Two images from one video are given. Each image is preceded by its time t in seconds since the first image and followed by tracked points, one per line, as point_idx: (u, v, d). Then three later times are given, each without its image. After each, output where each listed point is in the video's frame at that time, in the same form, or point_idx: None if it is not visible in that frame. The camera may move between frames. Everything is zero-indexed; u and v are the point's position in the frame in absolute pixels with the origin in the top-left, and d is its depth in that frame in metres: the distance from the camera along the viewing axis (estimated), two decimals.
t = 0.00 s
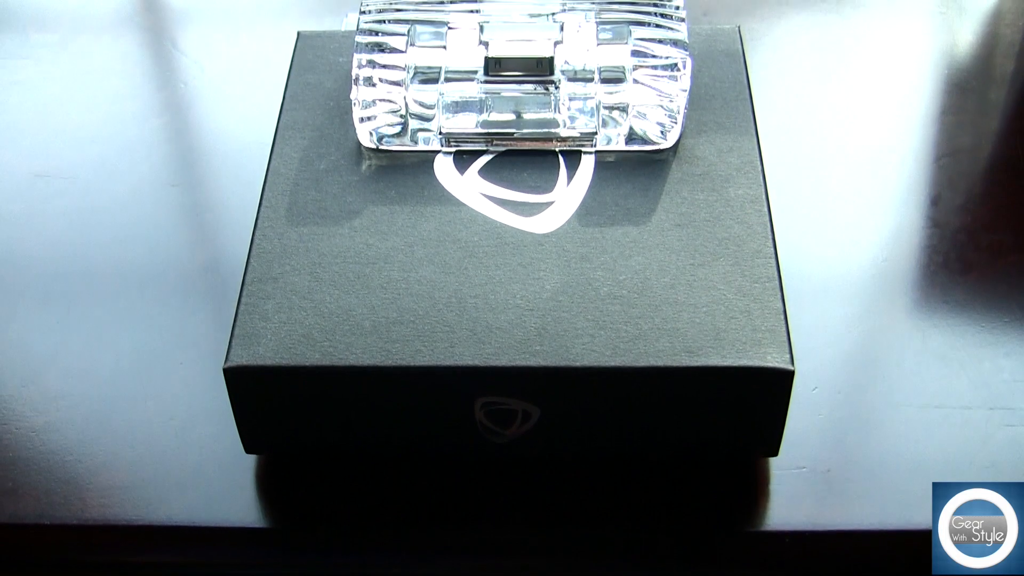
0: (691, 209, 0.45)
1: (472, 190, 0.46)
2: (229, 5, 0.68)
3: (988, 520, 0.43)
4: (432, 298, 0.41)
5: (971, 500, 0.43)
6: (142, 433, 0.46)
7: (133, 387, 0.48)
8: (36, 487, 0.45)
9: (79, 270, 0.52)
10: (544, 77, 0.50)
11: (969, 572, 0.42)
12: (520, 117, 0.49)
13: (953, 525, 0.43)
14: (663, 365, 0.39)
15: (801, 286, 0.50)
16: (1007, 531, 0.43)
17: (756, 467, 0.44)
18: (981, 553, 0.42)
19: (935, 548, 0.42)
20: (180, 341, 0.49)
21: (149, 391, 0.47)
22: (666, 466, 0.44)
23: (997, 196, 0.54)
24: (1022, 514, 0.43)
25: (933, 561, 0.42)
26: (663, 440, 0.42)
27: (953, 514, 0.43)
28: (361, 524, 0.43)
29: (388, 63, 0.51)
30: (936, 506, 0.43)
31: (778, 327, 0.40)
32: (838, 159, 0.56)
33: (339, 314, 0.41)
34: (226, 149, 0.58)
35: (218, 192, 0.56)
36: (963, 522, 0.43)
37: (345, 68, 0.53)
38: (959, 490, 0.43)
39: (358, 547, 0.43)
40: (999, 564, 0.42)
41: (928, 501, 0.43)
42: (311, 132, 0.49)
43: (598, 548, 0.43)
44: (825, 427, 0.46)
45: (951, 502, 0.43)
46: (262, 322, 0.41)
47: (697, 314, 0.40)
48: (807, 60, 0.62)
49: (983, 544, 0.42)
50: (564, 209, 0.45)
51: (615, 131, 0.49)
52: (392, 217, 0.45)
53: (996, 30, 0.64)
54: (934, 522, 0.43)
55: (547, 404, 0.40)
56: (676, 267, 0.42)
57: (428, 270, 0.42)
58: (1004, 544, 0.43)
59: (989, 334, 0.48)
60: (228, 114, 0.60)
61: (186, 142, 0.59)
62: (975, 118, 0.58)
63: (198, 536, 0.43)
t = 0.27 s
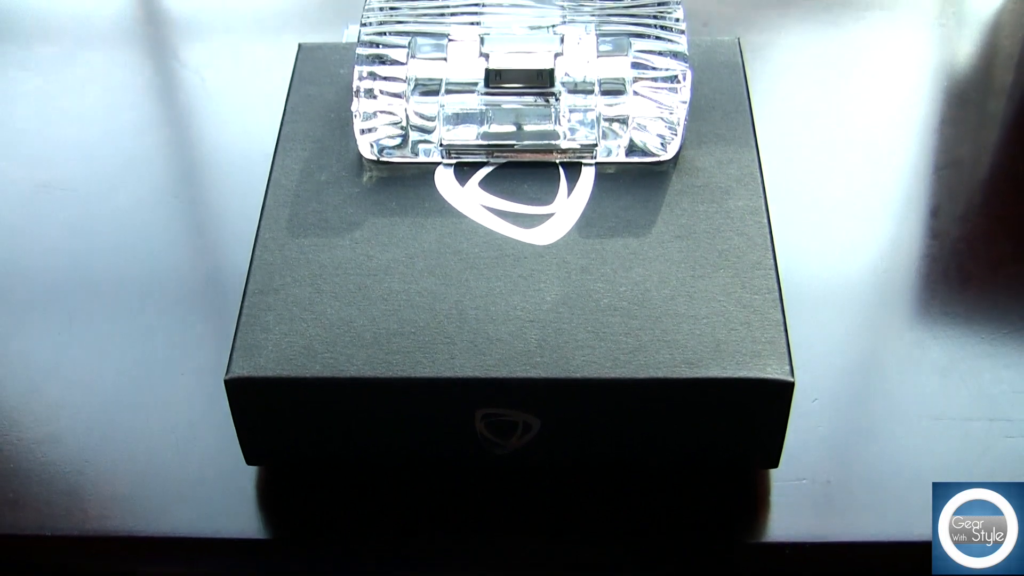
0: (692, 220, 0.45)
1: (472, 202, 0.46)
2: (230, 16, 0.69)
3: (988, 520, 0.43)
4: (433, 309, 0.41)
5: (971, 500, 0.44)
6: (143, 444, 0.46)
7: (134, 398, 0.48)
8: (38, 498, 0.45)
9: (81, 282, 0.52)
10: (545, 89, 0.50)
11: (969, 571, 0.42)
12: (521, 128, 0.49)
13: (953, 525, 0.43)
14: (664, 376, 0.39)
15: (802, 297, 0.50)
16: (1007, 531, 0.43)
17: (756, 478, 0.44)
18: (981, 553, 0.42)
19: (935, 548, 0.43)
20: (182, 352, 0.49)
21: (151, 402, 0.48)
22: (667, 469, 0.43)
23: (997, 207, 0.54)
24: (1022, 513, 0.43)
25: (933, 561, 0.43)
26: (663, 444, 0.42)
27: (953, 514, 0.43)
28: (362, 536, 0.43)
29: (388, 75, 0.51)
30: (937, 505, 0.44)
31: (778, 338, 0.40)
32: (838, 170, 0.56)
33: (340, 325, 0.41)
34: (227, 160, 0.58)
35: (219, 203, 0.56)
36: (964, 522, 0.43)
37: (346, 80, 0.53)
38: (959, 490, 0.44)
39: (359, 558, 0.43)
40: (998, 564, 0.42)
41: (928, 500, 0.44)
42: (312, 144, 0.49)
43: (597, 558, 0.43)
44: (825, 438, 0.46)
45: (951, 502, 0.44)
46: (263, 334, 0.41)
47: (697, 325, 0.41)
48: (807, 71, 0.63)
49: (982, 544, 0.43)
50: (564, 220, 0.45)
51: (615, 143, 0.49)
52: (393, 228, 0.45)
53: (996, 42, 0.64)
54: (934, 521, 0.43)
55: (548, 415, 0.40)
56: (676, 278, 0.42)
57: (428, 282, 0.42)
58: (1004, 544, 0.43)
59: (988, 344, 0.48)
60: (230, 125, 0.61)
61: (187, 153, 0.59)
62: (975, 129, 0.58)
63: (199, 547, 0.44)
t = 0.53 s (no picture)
0: (692, 233, 0.45)
1: (472, 215, 0.46)
2: (231, 28, 0.69)
3: (987, 521, 0.43)
4: (434, 322, 0.41)
5: (971, 500, 0.44)
6: (144, 455, 0.46)
7: (135, 410, 0.48)
8: (39, 509, 0.45)
9: (83, 294, 0.52)
10: (546, 102, 0.50)
11: (969, 572, 0.42)
12: (522, 141, 0.49)
13: (953, 526, 0.43)
14: (664, 389, 0.39)
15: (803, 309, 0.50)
16: (1007, 531, 0.43)
17: (758, 490, 0.45)
18: (981, 553, 0.42)
19: (935, 548, 0.43)
20: (183, 365, 0.49)
21: (152, 414, 0.48)
22: (666, 474, 0.43)
23: (997, 220, 0.54)
24: (1022, 513, 0.44)
25: (933, 561, 0.43)
26: (666, 445, 0.41)
27: (952, 513, 0.44)
28: (362, 546, 0.43)
29: (391, 88, 0.51)
30: (937, 505, 0.44)
31: (778, 352, 0.40)
32: (838, 183, 0.56)
33: (341, 337, 0.41)
34: (228, 173, 0.58)
35: (221, 215, 0.56)
36: (963, 522, 0.43)
37: (348, 93, 0.53)
38: (959, 489, 0.44)
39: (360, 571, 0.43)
40: (998, 563, 0.42)
41: (929, 500, 0.44)
42: (314, 156, 0.49)
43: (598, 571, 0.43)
44: (825, 450, 0.46)
45: (951, 502, 0.44)
46: (264, 346, 0.41)
47: (698, 338, 0.41)
48: (807, 83, 0.63)
49: (982, 544, 0.43)
50: (565, 233, 0.45)
51: (616, 155, 0.49)
52: (395, 241, 0.45)
53: (996, 54, 0.64)
54: (934, 521, 0.44)
55: (548, 427, 0.40)
56: (676, 291, 0.43)
57: (429, 294, 0.42)
58: (1004, 544, 0.43)
59: (989, 357, 0.48)
60: (232, 138, 0.61)
61: (189, 166, 0.59)
62: (975, 142, 0.59)
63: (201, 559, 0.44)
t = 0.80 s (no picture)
0: (693, 247, 0.45)
1: (473, 229, 0.46)
2: (234, 41, 0.69)
3: (987, 521, 0.43)
4: (434, 336, 0.41)
5: (971, 500, 0.44)
6: (145, 468, 0.46)
7: (137, 424, 0.48)
8: (41, 522, 0.45)
9: (85, 308, 0.52)
10: (546, 117, 0.50)
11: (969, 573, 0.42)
12: (522, 155, 0.49)
13: (953, 525, 0.44)
14: (664, 403, 0.39)
15: (803, 324, 0.50)
16: (1007, 531, 0.43)
17: (758, 503, 0.45)
18: (981, 553, 0.43)
19: (936, 548, 0.43)
20: (184, 378, 0.49)
21: (153, 427, 0.48)
22: (666, 480, 0.42)
23: (997, 234, 0.54)
24: (1022, 514, 0.44)
25: (933, 561, 0.43)
26: (663, 451, 0.41)
27: (952, 513, 0.44)
28: (362, 559, 0.43)
29: (392, 102, 0.51)
30: (937, 505, 0.44)
31: (779, 366, 0.40)
32: (838, 197, 0.56)
33: (343, 351, 0.41)
34: (230, 186, 0.59)
35: (222, 229, 0.56)
36: (964, 522, 0.44)
37: (349, 107, 0.53)
38: (959, 490, 0.45)
39: None
40: (998, 564, 0.42)
41: (929, 500, 0.45)
42: (315, 171, 0.49)
43: None
44: (826, 464, 0.46)
45: (951, 502, 0.44)
46: (266, 360, 0.41)
47: (698, 353, 0.41)
48: (808, 98, 0.63)
49: (982, 544, 0.43)
50: (566, 248, 0.45)
51: (617, 170, 0.49)
52: (397, 255, 0.45)
53: (996, 69, 0.64)
54: (934, 522, 0.44)
55: (548, 441, 0.40)
56: (677, 305, 0.43)
57: (430, 309, 0.43)
58: (1004, 544, 0.43)
59: (989, 370, 0.48)
60: (233, 151, 0.61)
61: (191, 180, 0.59)
62: (976, 156, 0.59)
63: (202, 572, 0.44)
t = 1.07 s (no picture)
0: (694, 262, 0.45)
1: (475, 243, 0.46)
2: (237, 55, 0.69)
3: (988, 521, 0.44)
4: (437, 350, 0.42)
5: (971, 499, 0.45)
6: (147, 482, 0.46)
7: (139, 437, 0.48)
8: (43, 535, 0.45)
9: (87, 322, 0.53)
10: (549, 131, 0.51)
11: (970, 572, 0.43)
12: (524, 168, 0.50)
13: (953, 525, 0.44)
14: (666, 418, 0.39)
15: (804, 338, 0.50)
16: (1007, 531, 0.43)
17: (759, 517, 0.45)
18: (981, 553, 0.43)
19: (936, 547, 0.44)
20: (186, 391, 0.49)
21: (155, 441, 0.48)
22: (667, 487, 0.42)
23: (998, 248, 0.54)
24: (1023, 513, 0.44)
25: (933, 561, 0.44)
26: (663, 459, 0.41)
27: (951, 513, 0.44)
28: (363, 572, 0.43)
29: (395, 117, 0.52)
30: (937, 505, 0.45)
31: (780, 380, 0.40)
32: (840, 211, 0.57)
33: (345, 365, 0.41)
34: (233, 200, 0.59)
35: (225, 242, 0.56)
36: (964, 522, 0.44)
37: (352, 122, 0.53)
38: (958, 490, 0.45)
39: None
40: (998, 563, 0.43)
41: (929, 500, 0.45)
42: (318, 185, 0.49)
43: None
44: (827, 478, 0.46)
45: (951, 501, 0.45)
46: (268, 374, 0.41)
47: (700, 367, 0.41)
48: (809, 112, 0.63)
49: (982, 543, 0.43)
50: (568, 263, 0.45)
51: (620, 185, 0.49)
52: (399, 269, 0.45)
53: (997, 84, 0.65)
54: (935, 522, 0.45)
55: (550, 455, 0.40)
56: (678, 319, 0.43)
57: (433, 323, 0.43)
58: (1004, 544, 0.43)
59: (989, 385, 0.48)
60: (236, 165, 0.61)
61: (194, 194, 0.59)
62: (976, 171, 0.59)
63: None
